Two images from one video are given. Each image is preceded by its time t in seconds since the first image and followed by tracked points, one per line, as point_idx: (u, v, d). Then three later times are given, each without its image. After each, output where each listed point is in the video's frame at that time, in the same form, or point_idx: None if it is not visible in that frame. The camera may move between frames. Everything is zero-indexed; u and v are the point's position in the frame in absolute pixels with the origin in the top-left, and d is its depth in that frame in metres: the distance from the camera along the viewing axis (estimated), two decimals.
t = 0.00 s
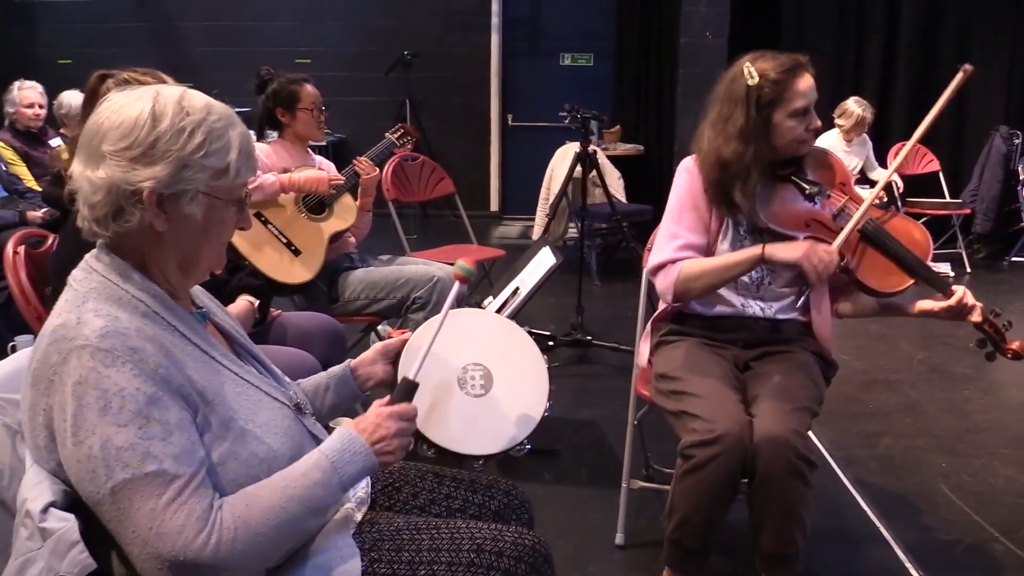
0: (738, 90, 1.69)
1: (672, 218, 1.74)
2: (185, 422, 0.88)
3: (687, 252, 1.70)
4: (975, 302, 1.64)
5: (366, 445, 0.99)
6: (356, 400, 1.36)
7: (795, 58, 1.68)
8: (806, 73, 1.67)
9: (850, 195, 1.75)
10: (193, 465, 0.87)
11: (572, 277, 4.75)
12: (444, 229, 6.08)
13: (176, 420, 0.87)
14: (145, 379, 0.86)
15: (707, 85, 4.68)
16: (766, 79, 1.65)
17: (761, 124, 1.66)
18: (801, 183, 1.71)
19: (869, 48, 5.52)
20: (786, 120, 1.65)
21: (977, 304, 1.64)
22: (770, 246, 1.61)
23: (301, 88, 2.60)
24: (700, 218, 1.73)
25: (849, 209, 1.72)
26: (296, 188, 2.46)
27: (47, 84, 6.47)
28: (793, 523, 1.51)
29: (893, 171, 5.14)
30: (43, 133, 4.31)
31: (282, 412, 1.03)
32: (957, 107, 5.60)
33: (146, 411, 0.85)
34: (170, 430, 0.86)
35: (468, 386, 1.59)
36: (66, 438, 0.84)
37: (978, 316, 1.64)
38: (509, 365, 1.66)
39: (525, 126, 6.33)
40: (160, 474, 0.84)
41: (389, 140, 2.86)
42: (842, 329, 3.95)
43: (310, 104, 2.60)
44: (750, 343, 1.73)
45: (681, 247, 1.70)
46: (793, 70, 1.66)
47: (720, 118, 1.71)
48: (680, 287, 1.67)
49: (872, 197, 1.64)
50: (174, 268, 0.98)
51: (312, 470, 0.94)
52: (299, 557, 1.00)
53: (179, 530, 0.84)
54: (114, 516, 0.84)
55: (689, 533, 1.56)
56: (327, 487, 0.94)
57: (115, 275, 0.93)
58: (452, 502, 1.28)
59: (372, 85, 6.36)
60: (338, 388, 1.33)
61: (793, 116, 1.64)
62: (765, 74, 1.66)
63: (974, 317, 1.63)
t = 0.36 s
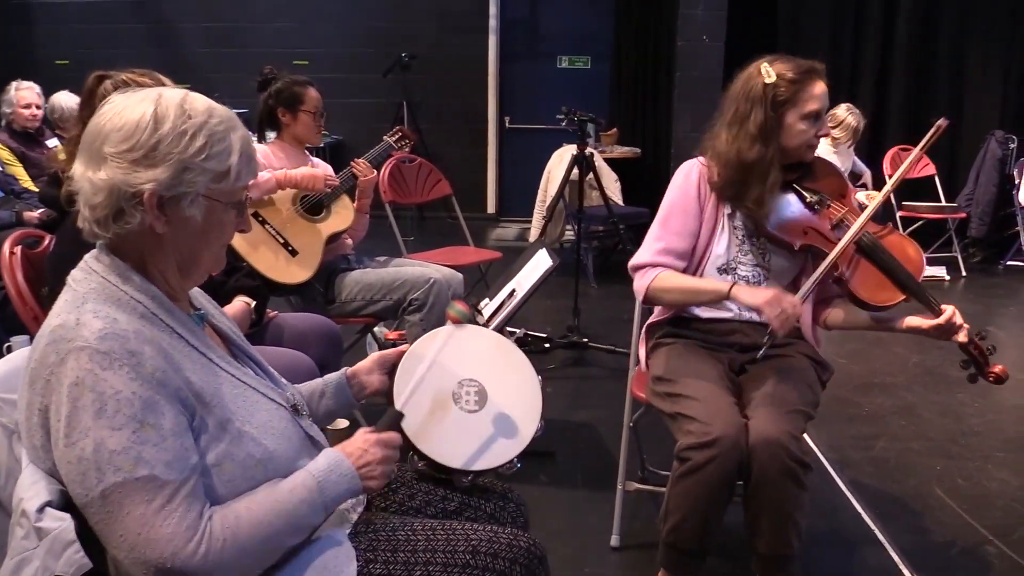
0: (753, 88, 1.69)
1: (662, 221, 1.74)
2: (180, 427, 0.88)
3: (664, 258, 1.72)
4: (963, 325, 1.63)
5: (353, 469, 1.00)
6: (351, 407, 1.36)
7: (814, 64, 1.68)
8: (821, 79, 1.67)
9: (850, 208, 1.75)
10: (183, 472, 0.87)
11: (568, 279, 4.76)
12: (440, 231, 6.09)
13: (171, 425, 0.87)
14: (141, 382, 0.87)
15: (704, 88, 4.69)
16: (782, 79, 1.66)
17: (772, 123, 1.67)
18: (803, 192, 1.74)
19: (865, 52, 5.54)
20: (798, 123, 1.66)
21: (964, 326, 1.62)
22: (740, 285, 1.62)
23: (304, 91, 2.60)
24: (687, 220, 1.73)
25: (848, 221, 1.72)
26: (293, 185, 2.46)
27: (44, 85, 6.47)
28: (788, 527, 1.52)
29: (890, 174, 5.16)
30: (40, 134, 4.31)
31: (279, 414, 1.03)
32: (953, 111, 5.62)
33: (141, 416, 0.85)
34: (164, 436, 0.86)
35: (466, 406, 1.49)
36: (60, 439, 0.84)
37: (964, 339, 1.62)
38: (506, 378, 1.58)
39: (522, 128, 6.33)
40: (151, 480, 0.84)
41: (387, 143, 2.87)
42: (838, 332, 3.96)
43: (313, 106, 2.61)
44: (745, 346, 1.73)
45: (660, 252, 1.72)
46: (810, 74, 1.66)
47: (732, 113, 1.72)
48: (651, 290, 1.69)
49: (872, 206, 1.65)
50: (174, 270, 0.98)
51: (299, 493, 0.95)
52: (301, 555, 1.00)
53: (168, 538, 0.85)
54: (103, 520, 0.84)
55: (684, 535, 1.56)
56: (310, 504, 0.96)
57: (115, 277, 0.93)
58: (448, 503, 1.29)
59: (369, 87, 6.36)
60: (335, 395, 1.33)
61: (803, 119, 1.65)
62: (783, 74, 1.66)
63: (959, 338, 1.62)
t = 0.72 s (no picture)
0: (757, 85, 1.70)
1: (659, 216, 1.76)
2: (177, 426, 0.89)
3: (657, 252, 1.75)
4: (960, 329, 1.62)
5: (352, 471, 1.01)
6: (348, 407, 1.37)
7: (819, 64, 1.70)
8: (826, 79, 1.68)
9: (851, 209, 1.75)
10: (180, 470, 0.87)
11: (566, 279, 4.77)
12: (438, 231, 6.09)
13: (168, 423, 0.88)
14: (139, 381, 0.87)
15: (702, 88, 4.70)
16: (788, 77, 1.67)
17: (774, 120, 1.68)
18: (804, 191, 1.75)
19: (863, 54, 5.55)
20: (801, 121, 1.66)
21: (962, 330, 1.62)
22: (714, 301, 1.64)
23: (313, 94, 2.63)
24: (684, 217, 1.75)
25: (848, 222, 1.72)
26: (290, 186, 2.44)
27: (43, 83, 6.46)
28: (782, 527, 1.52)
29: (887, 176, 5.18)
30: (38, 131, 4.31)
31: (275, 413, 1.04)
32: (950, 113, 5.63)
33: (139, 414, 0.86)
34: (161, 434, 0.87)
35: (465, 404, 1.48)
36: (59, 435, 0.85)
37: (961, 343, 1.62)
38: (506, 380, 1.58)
39: (520, 128, 6.34)
40: (147, 478, 0.85)
41: (385, 142, 2.87)
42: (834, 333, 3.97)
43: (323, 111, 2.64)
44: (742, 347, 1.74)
45: (651, 247, 1.75)
46: (815, 73, 1.67)
47: (735, 109, 1.74)
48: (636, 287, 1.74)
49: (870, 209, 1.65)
50: (172, 268, 0.98)
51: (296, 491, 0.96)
52: (293, 557, 1.00)
53: (164, 536, 0.86)
54: (101, 517, 0.85)
55: (680, 535, 1.57)
56: (305, 518, 0.98)
57: (113, 275, 0.93)
58: (444, 503, 1.29)
59: (368, 86, 6.36)
60: (331, 393, 1.34)
61: (806, 117, 1.66)
62: (788, 72, 1.67)
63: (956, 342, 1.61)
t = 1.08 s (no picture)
0: (760, 82, 1.70)
1: (663, 214, 1.76)
2: (179, 425, 0.89)
3: (662, 252, 1.75)
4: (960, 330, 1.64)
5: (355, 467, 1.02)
6: (346, 407, 1.37)
7: (821, 60, 1.69)
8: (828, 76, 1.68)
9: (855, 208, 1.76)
10: (182, 469, 0.88)
11: (563, 278, 4.78)
12: (436, 230, 6.09)
13: (170, 422, 0.88)
14: (141, 380, 0.87)
15: (698, 87, 4.71)
16: (790, 74, 1.67)
17: (777, 118, 1.67)
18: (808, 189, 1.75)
19: (858, 53, 5.56)
20: (803, 118, 1.66)
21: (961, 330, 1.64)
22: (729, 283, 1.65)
23: (297, 88, 2.61)
24: (689, 215, 1.75)
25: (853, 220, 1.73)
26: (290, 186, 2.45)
27: (39, 84, 6.45)
28: (780, 523, 1.53)
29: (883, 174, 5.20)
30: (35, 132, 4.30)
31: (275, 412, 1.04)
32: (945, 111, 5.65)
33: (141, 413, 0.86)
34: (162, 433, 0.87)
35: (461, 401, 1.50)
36: (61, 435, 0.85)
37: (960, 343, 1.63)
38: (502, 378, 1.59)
39: (517, 128, 6.35)
40: (150, 477, 0.85)
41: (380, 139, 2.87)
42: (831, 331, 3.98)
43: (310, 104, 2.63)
44: (738, 343, 1.75)
45: (657, 246, 1.75)
46: (817, 70, 1.67)
47: (737, 106, 1.74)
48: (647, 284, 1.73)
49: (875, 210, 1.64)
50: (172, 267, 0.99)
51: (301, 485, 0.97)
52: (296, 553, 1.01)
53: (168, 534, 0.86)
54: (103, 516, 0.85)
55: (675, 531, 1.58)
56: (307, 511, 0.99)
57: (114, 275, 0.94)
58: (445, 502, 1.29)
59: (365, 86, 6.36)
60: (330, 393, 1.34)
61: (809, 114, 1.65)
62: (790, 69, 1.67)
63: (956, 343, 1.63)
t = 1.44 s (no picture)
0: (777, 81, 1.71)
1: (672, 207, 1.75)
2: (175, 423, 0.89)
3: (670, 245, 1.73)
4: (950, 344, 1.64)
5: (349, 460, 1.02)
6: (343, 407, 1.37)
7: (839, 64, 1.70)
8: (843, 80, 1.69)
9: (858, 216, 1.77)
10: (178, 467, 0.88)
11: (560, 279, 4.79)
12: (433, 231, 6.10)
13: (166, 420, 0.88)
14: (139, 378, 0.88)
15: (695, 88, 4.71)
16: (807, 75, 1.68)
17: (791, 118, 1.68)
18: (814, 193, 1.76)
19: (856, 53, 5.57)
20: (818, 119, 1.66)
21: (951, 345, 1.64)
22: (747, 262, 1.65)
23: (297, 88, 2.61)
24: (697, 209, 1.74)
25: (854, 226, 1.74)
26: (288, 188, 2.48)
27: (36, 83, 6.44)
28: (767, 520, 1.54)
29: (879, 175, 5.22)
30: (32, 132, 4.30)
31: (272, 411, 1.05)
32: (942, 113, 5.66)
33: (138, 410, 0.86)
34: (160, 431, 0.87)
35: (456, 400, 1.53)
36: (58, 433, 0.85)
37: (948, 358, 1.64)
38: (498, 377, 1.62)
39: (515, 128, 6.35)
40: (146, 474, 0.85)
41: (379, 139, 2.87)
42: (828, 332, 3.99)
43: (309, 105, 2.63)
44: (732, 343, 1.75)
45: (666, 240, 1.73)
46: (833, 73, 1.68)
47: (753, 103, 1.74)
48: (661, 271, 1.70)
49: (876, 219, 1.65)
50: (171, 266, 0.99)
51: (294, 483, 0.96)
52: (293, 553, 1.01)
53: (163, 532, 0.86)
54: (101, 513, 0.85)
55: (661, 528, 1.58)
56: (303, 504, 0.97)
57: (112, 273, 0.94)
58: (442, 500, 1.30)
59: (363, 87, 6.36)
60: (327, 393, 1.34)
61: (824, 115, 1.66)
62: (807, 71, 1.68)
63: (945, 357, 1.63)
